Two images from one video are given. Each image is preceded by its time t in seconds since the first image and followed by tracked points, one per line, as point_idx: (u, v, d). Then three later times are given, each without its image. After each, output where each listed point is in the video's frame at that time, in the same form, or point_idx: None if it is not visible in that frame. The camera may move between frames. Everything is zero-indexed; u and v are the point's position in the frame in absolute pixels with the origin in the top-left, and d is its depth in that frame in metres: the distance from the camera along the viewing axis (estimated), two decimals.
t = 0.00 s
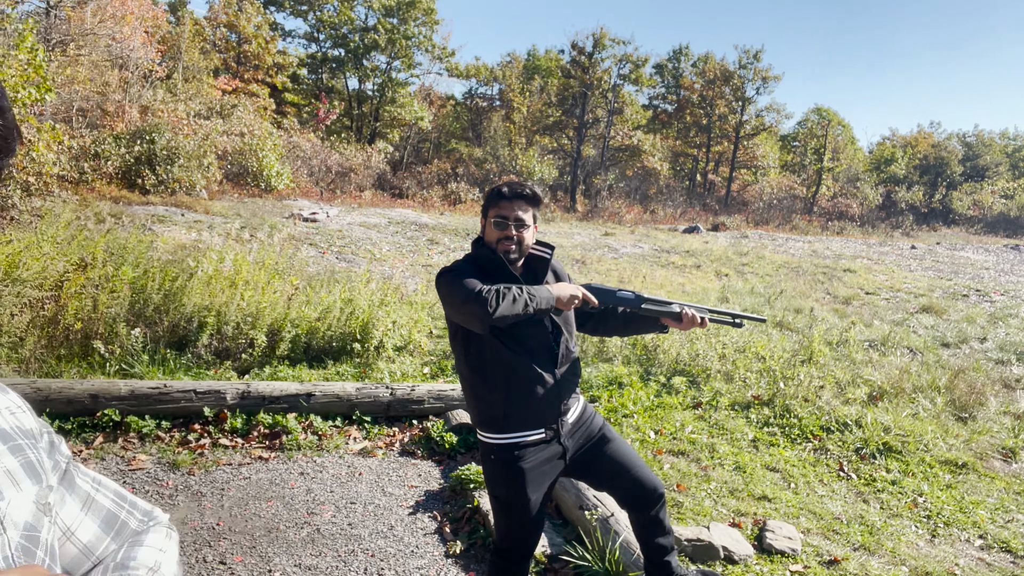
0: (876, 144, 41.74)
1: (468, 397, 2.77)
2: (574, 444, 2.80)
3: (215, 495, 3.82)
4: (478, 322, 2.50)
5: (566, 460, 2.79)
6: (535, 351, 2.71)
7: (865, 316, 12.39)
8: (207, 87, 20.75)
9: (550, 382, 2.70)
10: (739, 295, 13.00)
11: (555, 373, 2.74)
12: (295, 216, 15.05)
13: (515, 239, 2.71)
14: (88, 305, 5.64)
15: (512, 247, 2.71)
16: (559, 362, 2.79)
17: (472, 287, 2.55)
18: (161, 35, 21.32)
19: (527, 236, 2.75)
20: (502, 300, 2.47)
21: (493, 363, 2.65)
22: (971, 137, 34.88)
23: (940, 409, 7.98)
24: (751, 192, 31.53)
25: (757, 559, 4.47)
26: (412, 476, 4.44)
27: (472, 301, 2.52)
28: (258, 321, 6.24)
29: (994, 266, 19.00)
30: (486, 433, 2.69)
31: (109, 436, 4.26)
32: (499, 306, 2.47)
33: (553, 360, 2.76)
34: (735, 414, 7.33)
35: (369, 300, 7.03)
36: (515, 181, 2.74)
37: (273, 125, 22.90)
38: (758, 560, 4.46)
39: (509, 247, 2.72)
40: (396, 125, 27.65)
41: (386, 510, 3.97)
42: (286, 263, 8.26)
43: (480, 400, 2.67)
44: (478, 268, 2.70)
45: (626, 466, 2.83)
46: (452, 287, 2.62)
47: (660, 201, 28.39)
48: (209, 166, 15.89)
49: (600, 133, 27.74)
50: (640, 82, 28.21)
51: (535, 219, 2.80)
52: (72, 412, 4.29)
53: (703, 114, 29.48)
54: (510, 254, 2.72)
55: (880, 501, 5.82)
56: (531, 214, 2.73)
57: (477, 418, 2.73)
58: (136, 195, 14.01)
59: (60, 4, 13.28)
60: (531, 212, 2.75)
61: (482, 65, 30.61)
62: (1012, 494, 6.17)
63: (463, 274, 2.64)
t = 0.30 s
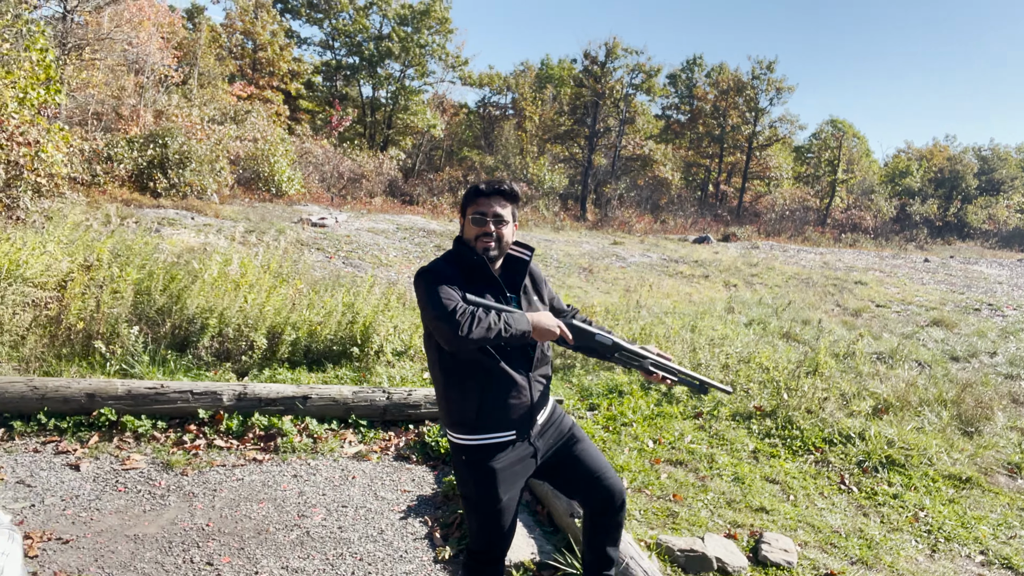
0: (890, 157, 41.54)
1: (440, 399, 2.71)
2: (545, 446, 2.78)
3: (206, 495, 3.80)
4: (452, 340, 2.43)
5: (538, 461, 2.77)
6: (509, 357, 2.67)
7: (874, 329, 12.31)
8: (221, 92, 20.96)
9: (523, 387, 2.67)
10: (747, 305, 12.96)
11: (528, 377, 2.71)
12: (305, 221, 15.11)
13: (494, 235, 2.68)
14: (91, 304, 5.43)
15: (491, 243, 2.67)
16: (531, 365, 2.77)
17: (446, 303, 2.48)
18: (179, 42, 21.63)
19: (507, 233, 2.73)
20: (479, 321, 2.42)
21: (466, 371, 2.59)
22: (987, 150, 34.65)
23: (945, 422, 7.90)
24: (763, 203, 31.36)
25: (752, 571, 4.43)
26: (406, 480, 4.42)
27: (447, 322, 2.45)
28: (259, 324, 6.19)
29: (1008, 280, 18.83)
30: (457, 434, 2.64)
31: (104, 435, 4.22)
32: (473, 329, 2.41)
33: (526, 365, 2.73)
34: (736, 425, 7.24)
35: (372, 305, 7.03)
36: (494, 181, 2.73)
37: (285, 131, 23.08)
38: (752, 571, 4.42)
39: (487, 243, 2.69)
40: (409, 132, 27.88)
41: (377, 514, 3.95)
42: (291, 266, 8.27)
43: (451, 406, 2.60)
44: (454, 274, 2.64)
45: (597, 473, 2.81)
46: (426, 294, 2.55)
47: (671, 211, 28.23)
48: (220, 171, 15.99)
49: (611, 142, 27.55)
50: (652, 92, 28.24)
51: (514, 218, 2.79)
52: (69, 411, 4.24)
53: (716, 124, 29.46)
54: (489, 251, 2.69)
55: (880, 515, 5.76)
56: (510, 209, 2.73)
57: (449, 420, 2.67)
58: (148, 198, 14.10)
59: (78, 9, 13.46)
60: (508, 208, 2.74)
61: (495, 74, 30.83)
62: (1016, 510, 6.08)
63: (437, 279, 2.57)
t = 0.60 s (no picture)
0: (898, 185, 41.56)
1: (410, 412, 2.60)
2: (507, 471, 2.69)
3: (195, 516, 3.78)
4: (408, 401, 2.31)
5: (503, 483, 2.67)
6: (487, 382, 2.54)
7: (880, 355, 12.23)
8: (233, 115, 21.24)
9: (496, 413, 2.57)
10: (753, 330, 12.91)
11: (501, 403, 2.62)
12: (310, 242, 15.19)
13: (486, 249, 2.57)
14: (91, 322, 5.35)
15: (483, 261, 2.55)
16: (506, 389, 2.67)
17: (410, 348, 2.32)
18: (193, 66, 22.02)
19: (500, 248, 2.63)
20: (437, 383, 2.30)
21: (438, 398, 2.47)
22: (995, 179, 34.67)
23: (950, 451, 7.81)
24: (772, 229, 31.15)
25: None
26: (398, 502, 4.37)
27: (400, 375, 2.30)
28: (257, 343, 6.14)
29: (1018, 309, 18.71)
30: (423, 448, 2.55)
31: (97, 453, 4.20)
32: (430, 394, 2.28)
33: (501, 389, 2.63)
34: (736, 450, 7.08)
35: (371, 325, 7.04)
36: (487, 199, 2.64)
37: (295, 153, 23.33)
38: None
39: (480, 259, 2.57)
40: (418, 156, 28.22)
41: (366, 536, 3.92)
42: (295, 287, 8.28)
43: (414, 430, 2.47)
44: (441, 292, 2.48)
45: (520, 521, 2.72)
46: (406, 312, 2.42)
47: (678, 236, 27.96)
48: (229, 193, 16.13)
49: (619, 167, 27.43)
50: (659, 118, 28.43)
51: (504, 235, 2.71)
52: (62, 428, 4.21)
53: (723, 150, 29.59)
54: (482, 268, 2.55)
55: (880, 544, 5.66)
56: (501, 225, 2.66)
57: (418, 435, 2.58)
58: (156, 218, 14.21)
59: (94, 33, 13.73)
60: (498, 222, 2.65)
61: (505, 99, 31.27)
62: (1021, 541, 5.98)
63: (419, 295, 2.42)
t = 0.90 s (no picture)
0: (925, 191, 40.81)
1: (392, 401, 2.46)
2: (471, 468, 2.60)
3: (206, 521, 3.78)
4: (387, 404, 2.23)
5: (472, 480, 2.60)
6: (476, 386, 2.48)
7: (907, 363, 11.97)
8: (256, 127, 21.51)
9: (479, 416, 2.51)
10: (776, 337, 12.71)
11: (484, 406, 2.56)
12: (330, 251, 15.27)
13: (505, 260, 2.50)
14: (110, 329, 5.35)
15: (502, 269, 2.49)
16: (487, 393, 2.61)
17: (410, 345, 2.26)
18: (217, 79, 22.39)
19: (519, 261, 2.55)
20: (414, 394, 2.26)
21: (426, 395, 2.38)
22: None
23: (980, 459, 7.59)
24: (796, 236, 30.62)
25: None
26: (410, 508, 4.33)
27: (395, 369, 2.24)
28: (273, 348, 6.06)
29: None
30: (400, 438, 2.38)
31: (111, 459, 4.21)
32: (399, 411, 2.21)
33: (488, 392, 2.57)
34: (756, 458, 6.93)
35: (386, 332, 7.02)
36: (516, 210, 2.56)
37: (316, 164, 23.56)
38: None
39: (498, 268, 2.51)
40: (439, 165, 28.46)
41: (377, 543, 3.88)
42: (314, 295, 8.32)
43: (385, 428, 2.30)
44: (449, 292, 2.40)
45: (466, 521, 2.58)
46: (412, 305, 2.33)
47: (700, 243, 27.37)
48: (251, 203, 16.27)
49: (640, 174, 27.29)
50: (680, 125, 28.23)
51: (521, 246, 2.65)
52: (77, 434, 4.23)
53: (745, 156, 29.27)
54: (498, 277, 2.50)
55: (906, 555, 5.50)
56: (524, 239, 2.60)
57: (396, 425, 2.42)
58: (179, 227, 14.40)
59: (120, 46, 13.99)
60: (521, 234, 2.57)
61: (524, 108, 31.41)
62: None
63: (431, 292, 2.34)
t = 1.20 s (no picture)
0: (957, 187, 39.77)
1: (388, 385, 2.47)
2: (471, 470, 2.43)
3: (224, 527, 3.76)
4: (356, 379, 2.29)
5: (469, 481, 2.44)
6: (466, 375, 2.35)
7: (940, 362, 11.63)
8: (279, 134, 21.76)
9: (471, 407, 2.36)
10: (804, 337, 12.45)
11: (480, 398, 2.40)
12: (353, 256, 15.34)
13: (502, 245, 2.45)
14: (131, 335, 5.36)
15: (496, 252, 2.43)
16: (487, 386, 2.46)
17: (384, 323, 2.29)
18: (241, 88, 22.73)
19: (517, 246, 2.49)
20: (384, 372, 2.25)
21: (409, 379, 2.34)
22: None
23: (1018, 461, 7.30)
24: (823, 234, 30.03)
25: None
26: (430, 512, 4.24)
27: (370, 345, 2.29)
28: (294, 353, 5.98)
29: None
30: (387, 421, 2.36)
31: (131, 464, 4.21)
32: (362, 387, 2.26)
33: (484, 383, 2.42)
34: (785, 461, 6.75)
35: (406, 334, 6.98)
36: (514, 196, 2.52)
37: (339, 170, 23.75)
38: None
39: (496, 253, 2.45)
40: (461, 170, 28.57)
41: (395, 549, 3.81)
42: (335, 299, 8.34)
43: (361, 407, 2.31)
44: (436, 277, 2.37)
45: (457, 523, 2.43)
46: (400, 285, 2.35)
47: (725, 243, 26.93)
48: (275, 209, 16.40)
49: (662, 175, 26.85)
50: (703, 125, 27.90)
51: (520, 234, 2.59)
52: (97, 439, 4.24)
53: (771, 155, 28.84)
54: (493, 262, 2.43)
55: (942, 560, 5.29)
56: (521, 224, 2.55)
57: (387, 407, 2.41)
58: (204, 234, 14.58)
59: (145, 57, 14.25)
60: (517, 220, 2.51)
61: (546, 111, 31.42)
62: None
63: (417, 273, 2.35)
